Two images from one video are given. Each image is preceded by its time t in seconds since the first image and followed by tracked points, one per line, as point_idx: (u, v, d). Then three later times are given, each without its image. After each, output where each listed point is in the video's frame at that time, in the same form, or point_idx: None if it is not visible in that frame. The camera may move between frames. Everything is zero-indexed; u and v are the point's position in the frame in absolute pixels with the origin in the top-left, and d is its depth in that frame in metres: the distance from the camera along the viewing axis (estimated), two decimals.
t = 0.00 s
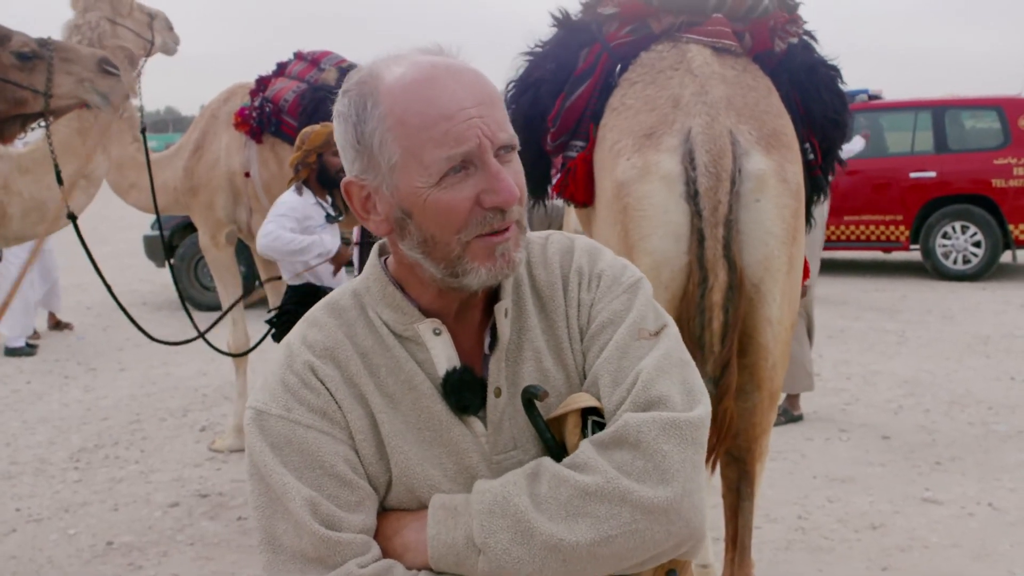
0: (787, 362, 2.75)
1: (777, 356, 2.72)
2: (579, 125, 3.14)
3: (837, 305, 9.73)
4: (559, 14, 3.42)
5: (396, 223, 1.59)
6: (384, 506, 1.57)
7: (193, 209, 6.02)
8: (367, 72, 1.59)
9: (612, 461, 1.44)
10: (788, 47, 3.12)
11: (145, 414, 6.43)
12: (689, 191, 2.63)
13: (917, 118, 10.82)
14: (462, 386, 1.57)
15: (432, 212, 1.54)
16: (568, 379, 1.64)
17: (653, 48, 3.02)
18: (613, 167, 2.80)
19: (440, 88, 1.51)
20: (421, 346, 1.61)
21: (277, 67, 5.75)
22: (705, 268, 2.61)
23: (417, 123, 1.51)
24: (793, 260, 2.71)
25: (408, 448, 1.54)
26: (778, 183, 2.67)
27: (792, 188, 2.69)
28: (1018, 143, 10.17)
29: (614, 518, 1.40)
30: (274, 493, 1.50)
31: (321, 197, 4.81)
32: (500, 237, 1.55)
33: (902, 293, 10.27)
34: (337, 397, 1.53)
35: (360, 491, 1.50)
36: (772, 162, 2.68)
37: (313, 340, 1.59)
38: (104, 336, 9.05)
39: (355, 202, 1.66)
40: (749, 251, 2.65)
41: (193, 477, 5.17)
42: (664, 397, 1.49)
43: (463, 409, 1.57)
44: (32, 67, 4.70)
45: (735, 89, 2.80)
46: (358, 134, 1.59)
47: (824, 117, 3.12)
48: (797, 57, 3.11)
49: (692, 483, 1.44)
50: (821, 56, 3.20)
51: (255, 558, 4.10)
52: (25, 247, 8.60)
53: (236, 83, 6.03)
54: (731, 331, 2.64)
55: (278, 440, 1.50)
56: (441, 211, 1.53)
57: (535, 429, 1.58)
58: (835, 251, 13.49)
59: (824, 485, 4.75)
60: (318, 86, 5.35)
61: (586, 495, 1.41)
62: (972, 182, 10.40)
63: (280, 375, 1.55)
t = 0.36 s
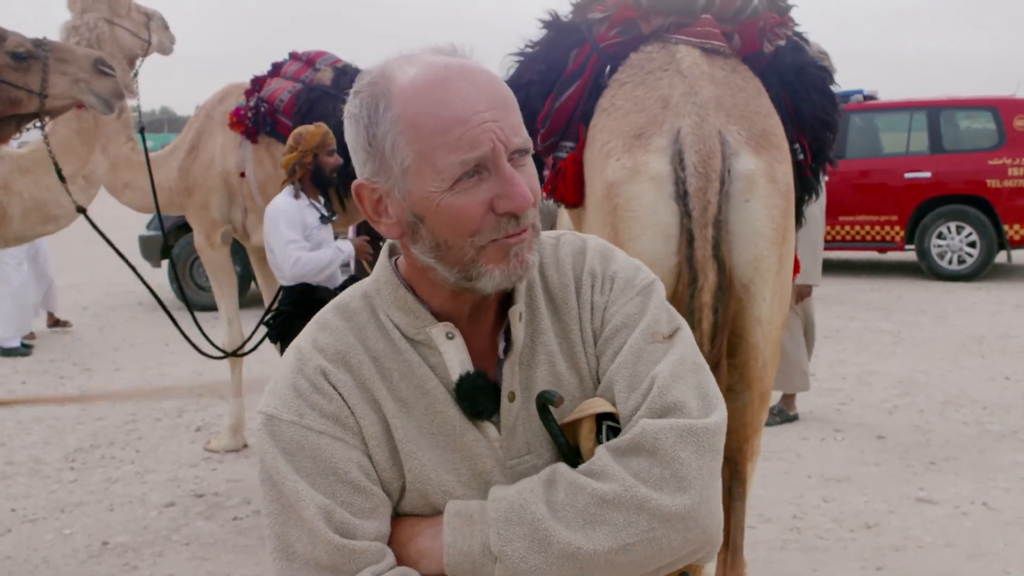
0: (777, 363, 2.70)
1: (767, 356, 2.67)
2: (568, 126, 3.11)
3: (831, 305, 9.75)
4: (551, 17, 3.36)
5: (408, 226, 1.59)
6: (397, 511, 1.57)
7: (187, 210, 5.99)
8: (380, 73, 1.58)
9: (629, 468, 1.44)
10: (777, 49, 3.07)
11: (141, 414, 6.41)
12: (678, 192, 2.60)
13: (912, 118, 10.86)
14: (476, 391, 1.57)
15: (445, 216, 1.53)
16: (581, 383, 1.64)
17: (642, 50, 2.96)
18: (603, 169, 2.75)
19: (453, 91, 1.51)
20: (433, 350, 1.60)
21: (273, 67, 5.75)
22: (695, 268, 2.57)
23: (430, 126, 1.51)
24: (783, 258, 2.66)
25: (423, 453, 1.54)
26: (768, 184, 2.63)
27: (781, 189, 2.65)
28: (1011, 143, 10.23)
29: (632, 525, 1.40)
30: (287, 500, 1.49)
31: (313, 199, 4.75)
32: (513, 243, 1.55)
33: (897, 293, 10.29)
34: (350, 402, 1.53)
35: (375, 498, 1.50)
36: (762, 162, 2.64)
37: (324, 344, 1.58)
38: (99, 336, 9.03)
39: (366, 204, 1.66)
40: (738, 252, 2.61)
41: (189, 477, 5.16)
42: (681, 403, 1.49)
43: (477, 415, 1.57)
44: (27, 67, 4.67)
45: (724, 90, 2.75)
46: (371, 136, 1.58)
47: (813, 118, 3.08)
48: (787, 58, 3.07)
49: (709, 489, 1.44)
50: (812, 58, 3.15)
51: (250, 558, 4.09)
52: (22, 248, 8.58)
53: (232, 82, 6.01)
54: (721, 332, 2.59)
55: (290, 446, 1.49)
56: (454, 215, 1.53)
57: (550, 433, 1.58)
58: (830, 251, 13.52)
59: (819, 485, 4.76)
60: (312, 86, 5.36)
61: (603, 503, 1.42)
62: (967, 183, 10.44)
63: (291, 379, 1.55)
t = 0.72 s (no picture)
0: (767, 362, 2.69)
1: (757, 354, 2.66)
2: (556, 127, 3.10)
3: (826, 305, 9.77)
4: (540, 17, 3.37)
5: (421, 228, 1.60)
6: (409, 515, 1.58)
7: (182, 210, 5.98)
8: (393, 74, 1.58)
9: (644, 474, 1.45)
10: (767, 49, 3.08)
11: (136, 415, 6.40)
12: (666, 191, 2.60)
13: (907, 119, 10.87)
14: (489, 396, 1.58)
15: (460, 218, 1.54)
16: (594, 388, 1.65)
17: (631, 50, 2.97)
18: (592, 168, 2.75)
19: (468, 92, 1.51)
20: (445, 353, 1.61)
21: (267, 68, 5.75)
22: (682, 268, 2.58)
23: (445, 127, 1.51)
24: (772, 258, 2.66)
25: (435, 457, 1.54)
26: (756, 184, 2.63)
27: (770, 189, 2.65)
28: (1006, 143, 10.27)
29: (647, 533, 1.41)
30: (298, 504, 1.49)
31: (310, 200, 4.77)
32: (527, 245, 1.56)
33: (892, 293, 10.31)
34: (363, 406, 1.54)
35: (388, 503, 1.51)
36: (749, 163, 2.64)
37: (336, 347, 1.58)
38: (94, 337, 9.02)
39: (379, 206, 1.66)
40: (727, 251, 2.61)
41: (184, 478, 5.15)
42: (695, 409, 1.49)
43: (490, 419, 1.57)
44: (23, 69, 4.66)
45: (713, 91, 2.76)
46: (384, 138, 1.59)
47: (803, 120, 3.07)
48: (776, 59, 3.08)
49: (724, 496, 1.44)
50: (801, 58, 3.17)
51: (245, 559, 4.09)
52: (16, 249, 8.56)
53: (226, 83, 6.01)
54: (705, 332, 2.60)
55: (302, 449, 1.50)
56: (469, 217, 1.53)
57: (563, 438, 1.59)
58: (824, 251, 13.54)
59: (814, 484, 4.77)
60: (307, 87, 5.40)
61: (618, 510, 1.42)
62: (962, 182, 10.48)
63: (303, 382, 1.55)
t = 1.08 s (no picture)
0: (759, 362, 2.68)
1: (747, 355, 2.65)
2: (548, 126, 3.09)
3: (820, 305, 9.78)
4: (533, 15, 3.36)
5: (420, 225, 1.60)
6: (404, 513, 1.58)
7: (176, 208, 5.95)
8: (391, 70, 1.58)
9: (640, 476, 1.45)
10: (759, 50, 3.08)
11: (129, 413, 6.39)
12: (658, 190, 2.61)
13: (901, 119, 10.88)
14: (486, 395, 1.57)
15: (458, 215, 1.54)
16: (590, 388, 1.65)
17: (625, 49, 2.97)
18: (583, 166, 2.75)
19: (466, 90, 1.51)
20: (443, 352, 1.61)
21: (260, 66, 5.74)
22: (672, 267, 2.60)
23: (444, 124, 1.51)
24: (763, 259, 2.66)
25: (431, 456, 1.54)
26: (747, 183, 2.64)
27: (761, 189, 2.65)
28: (999, 143, 10.29)
29: (642, 534, 1.41)
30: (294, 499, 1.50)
31: (308, 197, 4.77)
32: (526, 243, 1.56)
33: (886, 292, 10.33)
34: (359, 403, 1.53)
35: (384, 500, 1.51)
36: (741, 162, 2.65)
37: (333, 343, 1.58)
38: (87, 335, 9.00)
39: (377, 202, 1.66)
40: (718, 249, 2.62)
41: (178, 476, 5.14)
42: (691, 412, 1.50)
43: (487, 418, 1.57)
44: (17, 66, 4.66)
45: (705, 90, 2.76)
46: (383, 134, 1.59)
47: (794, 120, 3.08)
48: (769, 60, 3.08)
49: (719, 499, 1.45)
50: (793, 60, 3.18)
51: (240, 557, 4.09)
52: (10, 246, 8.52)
53: (220, 82, 6.01)
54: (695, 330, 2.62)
55: (298, 445, 1.50)
56: (467, 215, 1.53)
57: (558, 437, 1.59)
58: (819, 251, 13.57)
59: (807, 483, 4.79)
60: (302, 86, 5.41)
61: (613, 511, 1.42)
62: (955, 182, 10.51)
63: (300, 378, 1.54)
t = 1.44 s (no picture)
0: (763, 359, 2.70)
1: (753, 352, 2.67)
2: (552, 123, 3.09)
3: (821, 303, 9.78)
4: (536, 13, 3.37)
5: (401, 218, 1.60)
6: (385, 503, 1.58)
7: (177, 205, 5.98)
8: (376, 67, 1.59)
9: (616, 469, 1.45)
10: (762, 48, 3.09)
11: (130, 410, 6.39)
12: (666, 189, 2.59)
13: (902, 118, 10.87)
14: (467, 388, 1.57)
15: (437, 208, 1.54)
16: (571, 383, 1.64)
17: (628, 47, 2.97)
18: (590, 165, 2.74)
19: (446, 84, 1.51)
20: (426, 345, 1.61)
21: (262, 63, 5.72)
22: (683, 265, 2.58)
23: (423, 118, 1.51)
24: (769, 257, 2.67)
25: (412, 447, 1.54)
26: (753, 182, 2.64)
27: (767, 187, 2.66)
28: (1001, 143, 10.29)
29: (617, 526, 1.41)
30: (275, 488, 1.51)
31: (312, 195, 4.79)
32: (503, 236, 1.55)
33: (886, 291, 10.33)
34: (341, 394, 1.54)
35: (363, 489, 1.51)
36: (748, 161, 2.65)
37: (318, 335, 1.59)
38: (88, 332, 9.00)
39: (362, 197, 1.66)
40: (725, 246, 2.62)
41: (179, 473, 5.15)
42: (669, 407, 1.49)
43: (468, 411, 1.57)
44: (18, 63, 4.67)
45: (710, 88, 2.76)
46: (366, 129, 1.59)
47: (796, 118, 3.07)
48: (771, 58, 3.07)
49: (694, 493, 1.45)
50: (795, 57, 3.17)
51: (240, 553, 4.09)
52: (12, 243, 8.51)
53: (221, 78, 6.00)
54: (710, 328, 2.61)
55: (280, 434, 1.51)
56: (445, 207, 1.53)
57: (538, 431, 1.59)
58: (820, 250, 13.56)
59: (808, 482, 4.78)
60: (304, 82, 5.38)
61: (588, 503, 1.42)
62: (955, 182, 10.50)
63: (284, 368, 1.55)
